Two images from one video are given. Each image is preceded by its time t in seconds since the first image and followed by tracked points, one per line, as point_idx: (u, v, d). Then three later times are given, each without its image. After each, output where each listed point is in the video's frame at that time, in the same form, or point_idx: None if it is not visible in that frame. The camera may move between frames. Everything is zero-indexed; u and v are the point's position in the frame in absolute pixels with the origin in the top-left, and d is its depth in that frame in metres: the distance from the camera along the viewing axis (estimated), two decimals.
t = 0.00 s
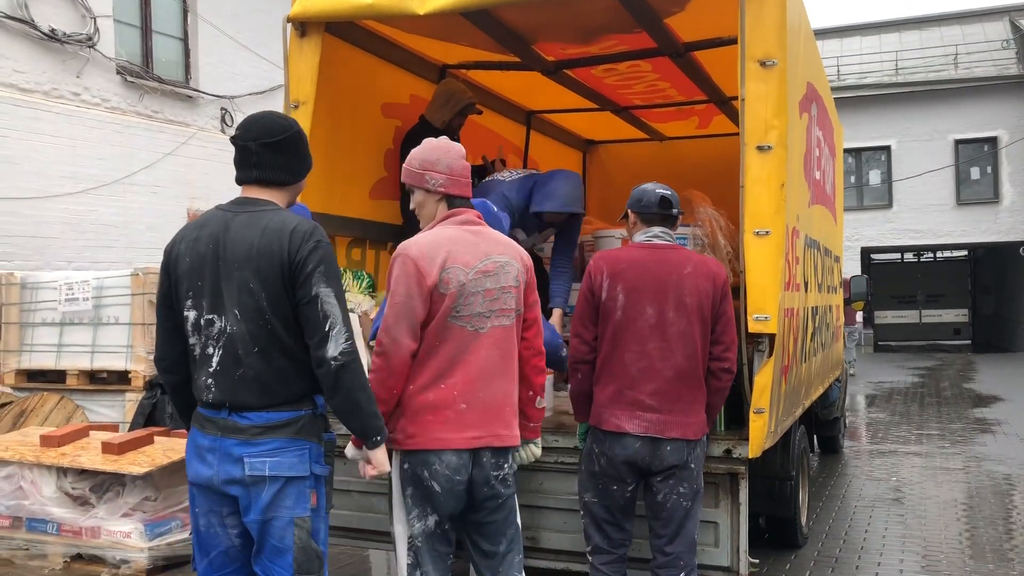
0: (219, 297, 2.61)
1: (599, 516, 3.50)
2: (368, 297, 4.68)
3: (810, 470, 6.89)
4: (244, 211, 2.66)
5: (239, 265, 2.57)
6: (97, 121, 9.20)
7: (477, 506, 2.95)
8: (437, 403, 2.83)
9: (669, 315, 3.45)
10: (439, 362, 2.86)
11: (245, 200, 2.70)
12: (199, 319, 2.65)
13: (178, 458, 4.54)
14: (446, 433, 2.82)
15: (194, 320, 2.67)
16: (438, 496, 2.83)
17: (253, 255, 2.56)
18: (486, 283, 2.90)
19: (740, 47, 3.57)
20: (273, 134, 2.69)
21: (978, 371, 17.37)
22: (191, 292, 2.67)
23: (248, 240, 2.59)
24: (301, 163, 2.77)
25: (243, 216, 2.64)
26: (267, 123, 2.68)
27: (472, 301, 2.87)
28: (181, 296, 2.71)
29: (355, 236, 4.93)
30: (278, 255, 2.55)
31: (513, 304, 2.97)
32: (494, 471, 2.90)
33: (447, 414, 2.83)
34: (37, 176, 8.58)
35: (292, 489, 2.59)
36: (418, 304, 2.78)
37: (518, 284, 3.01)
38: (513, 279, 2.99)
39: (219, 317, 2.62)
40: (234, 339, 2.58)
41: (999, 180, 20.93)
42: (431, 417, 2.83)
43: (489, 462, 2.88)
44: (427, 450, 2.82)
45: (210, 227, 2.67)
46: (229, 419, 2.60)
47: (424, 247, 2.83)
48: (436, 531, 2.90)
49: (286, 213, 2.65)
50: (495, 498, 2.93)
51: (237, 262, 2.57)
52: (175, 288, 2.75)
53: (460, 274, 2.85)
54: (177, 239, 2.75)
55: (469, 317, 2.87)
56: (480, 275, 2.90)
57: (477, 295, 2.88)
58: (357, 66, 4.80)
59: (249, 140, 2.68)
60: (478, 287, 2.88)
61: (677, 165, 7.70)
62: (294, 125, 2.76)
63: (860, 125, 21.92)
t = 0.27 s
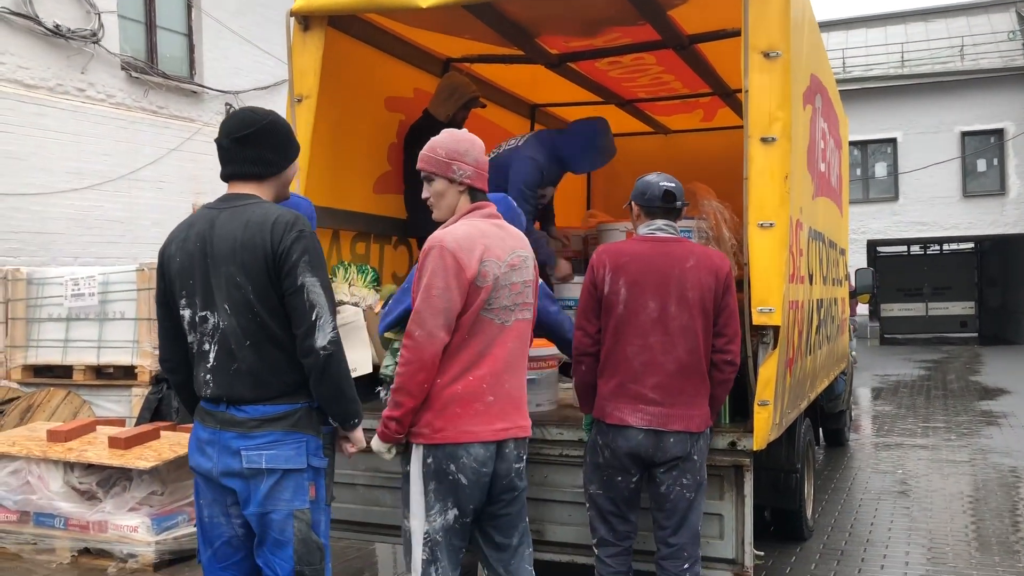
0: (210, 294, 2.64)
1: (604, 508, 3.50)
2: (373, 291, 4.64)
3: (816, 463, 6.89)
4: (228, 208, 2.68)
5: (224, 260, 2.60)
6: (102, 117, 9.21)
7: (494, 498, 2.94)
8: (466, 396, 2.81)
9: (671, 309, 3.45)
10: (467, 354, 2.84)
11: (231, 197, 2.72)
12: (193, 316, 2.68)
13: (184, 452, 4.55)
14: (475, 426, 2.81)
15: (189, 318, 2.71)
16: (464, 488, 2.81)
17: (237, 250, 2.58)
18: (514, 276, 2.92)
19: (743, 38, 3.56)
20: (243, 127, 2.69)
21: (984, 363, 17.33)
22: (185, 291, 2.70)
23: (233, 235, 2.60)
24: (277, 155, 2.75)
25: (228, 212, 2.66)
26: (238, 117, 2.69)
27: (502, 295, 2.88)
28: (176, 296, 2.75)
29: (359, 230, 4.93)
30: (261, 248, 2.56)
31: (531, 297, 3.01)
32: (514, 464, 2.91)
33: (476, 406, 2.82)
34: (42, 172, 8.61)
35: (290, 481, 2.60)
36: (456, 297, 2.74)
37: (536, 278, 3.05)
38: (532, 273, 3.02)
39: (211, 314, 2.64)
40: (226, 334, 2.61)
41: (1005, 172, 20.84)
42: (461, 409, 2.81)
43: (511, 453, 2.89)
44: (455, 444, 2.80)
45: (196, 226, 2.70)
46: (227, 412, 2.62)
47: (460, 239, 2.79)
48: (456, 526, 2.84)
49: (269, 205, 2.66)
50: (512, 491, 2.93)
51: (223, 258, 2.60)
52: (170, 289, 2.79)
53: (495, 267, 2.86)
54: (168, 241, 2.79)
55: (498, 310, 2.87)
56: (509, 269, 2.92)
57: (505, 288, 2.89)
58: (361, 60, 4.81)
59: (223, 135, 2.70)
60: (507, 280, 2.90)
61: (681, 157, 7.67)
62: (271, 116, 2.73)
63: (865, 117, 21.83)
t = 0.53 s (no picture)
0: (198, 287, 2.64)
1: (601, 499, 3.52)
2: (371, 284, 4.67)
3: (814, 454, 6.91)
4: (215, 201, 2.69)
5: (210, 254, 2.60)
6: (99, 110, 9.20)
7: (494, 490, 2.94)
8: (469, 389, 2.81)
9: (664, 302, 3.45)
10: (470, 347, 2.83)
11: (221, 190, 2.72)
12: (183, 310, 2.69)
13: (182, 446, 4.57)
14: (479, 418, 2.81)
15: (179, 312, 2.72)
16: (468, 481, 2.81)
17: (223, 243, 2.58)
18: (516, 269, 2.92)
19: (739, 29, 3.57)
20: (231, 120, 2.70)
21: (982, 354, 17.36)
22: (174, 286, 2.71)
23: (218, 228, 2.61)
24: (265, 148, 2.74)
25: (215, 205, 2.67)
26: (227, 111, 2.71)
27: (505, 288, 2.88)
28: (167, 291, 2.77)
29: (356, 223, 4.93)
30: (245, 240, 2.57)
31: (532, 290, 3.02)
32: (516, 456, 2.91)
33: (479, 399, 2.82)
34: (39, 166, 8.59)
35: (280, 474, 2.60)
36: (461, 292, 2.73)
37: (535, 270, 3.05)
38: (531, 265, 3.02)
39: (200, 307, 2.65)
40: (214, 327, 2.62)
41: (1002, 163, 20.84)
42: (465, 402, 2.80)
43: (513, 445, 2.90)
44: (461, 436, 2.80)
45: (185, 221, 2.71)
46: (217, 405, 2.63)
47: (465, 233, 2.77)
48: (457, 519, 2.84)
49: (254, 197, 2.66)
50: (513, 483, 2.94)
51: (208, 251, 2.60)
52: (161, 285, 2.80)
53: (501, 261, 2.85)
54: (158, 237, 2.80)
55: (502, 303, 2.87)
56: (512, 262, 2.91)
57: (509, 281, 2.89)
58: (357, 52, 4.80)
59: (213, 129, 2.72)
60: (510, 273, 2.90)
61: (681, 148, 7.65)
62: (260, 112, 2.74)
63: (863, 108, 21.81)
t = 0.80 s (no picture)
0: (188, 277, 2.64)
1: (594, 489, 3.52)
2: (364, 275, 4.72)
3: (807, 444, 6.94)
4: (205, 192, 2.68)
5: (200, 244, 2.60)
6: (91, 102, 9.16)
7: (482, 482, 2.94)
8: (455, 380, 2.80)
9: (656, 292, 3.46)
10: (457, 339, 2.83)
11: (212, 181, 2.72)
12: (173, 300, 2.69)
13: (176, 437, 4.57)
14: (465, 410, 2.80)
15: (169, 302, 2.71)
16: (454, 473, 2.81)
17: (213, 233, 2.58)
18: (502, 260, 2.91)
19: (732, 20, 3.57)
20: (237, 110, 2.70)
21: (975, 345, 17.41)
22: (165, 276, 2.71)
23: (208, 218, 2.60)
24: (266, 143, 2.76)
25: (205, 195, 2.66)
26: (234, 101, 2.70)
27: (491, 280, 2.87)
28: (157, 281, 2.76)
29: (349, 215, 4.92)
30: (235, 230, 2.56)
31: (521, 281, 3.01)
32: (503, 448, 2.91)
33: (465, 391, 2.81)
34: (31, 158, 8.56)
35: (270, 464, 2.60)
36: (445, 285, 2.72)
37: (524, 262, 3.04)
38: (520, 257, 3.01)
39: (190, 297, 2.64)
40: (203, 317, 2.61)
41: (996, 153, 20.86)
42: (450, 394, 2.80)
43: (500, 437, 2.89)
44: (446, 428, 2.80)
45: (175, 211, 2.70)
46: (207, 396, 2.63)
47: (449, 226, 2.75)
48: (445, 509, 2.85)
49: (245, 188, 2.65)
50: (502, 475, 2.94)
51: (199, 242, 2.60)
52: (152, 274, 2.79)
53: (485, 253, 2.84)
54: (149, 227, 2.79)
55: (488, 295, 2.87)
56: (498, 254, 2.90)
57: (495, 273, 2.88)
58: (350, 43, 4.78)
59: (215, 115, 2.71)
60: (496, 265, 2.89)
61: (675, 139, 7.65)
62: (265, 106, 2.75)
63: (857, 99, 21.81)
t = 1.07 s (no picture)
0: (176, 270, 2.63)
1: (584, 480, 3.53)
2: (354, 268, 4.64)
3: (797, 436, 6.97)
4: (195, 183, 2.67)
5: (190, 236, 2.59)
6: (79, 94, 9.10)
7: (467, 475, 2.93)
8: (433, 373, 2.79)
9: (647, 284, 3.46)
10: (436, 331, 2.81)
11: (201, 173, 2.70)
12: (160, 292, 2.68)
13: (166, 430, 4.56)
14: (443, 402, 2.79)
15: (156, 293, 2.70)
16: (433, 466, 2.81)
17: (204, 225, 2.57)
18: (482, 252, 2.88)
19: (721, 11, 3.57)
20: (233, 102, 2.71)
21: (964, 336, 17.50)
22: (152, 267, 2.70)
23: (199, 210, 2.59)
24: (259, 137, 2.76)
25: (195, 187, 2.65)
26: (231, 93, 2.72)
27: (469, 272, 2.84)
28: (144, 272, 2.75)
29: (339, 207, 4.91)
30: (226, 223, 2.56)
31: (504, 273, 2.99)
32: (485, 441, 2.89)
33: (443, 383, 2.80)
34: (18, 151, 8.51)
35: (259, 457, 2.60)
36: (418, 278, 2.70)
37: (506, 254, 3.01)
38: (502, 248, 2.99)
39: (178, 289, 2.64)
40: (192, 309, 2.61)
41: (985, 145, 20.93)
42: (428, 387, 2.79)
43: (481, 431, 2.87)
44: (423, 421, 2.78)
45: (164, 202, 2.69)
46: (194, 388, 2.62)
47: (422, 218, 2.74)
48: (426, 501, 2.85)
49: (235, 180, 2.65)
50: (486, 469, 2.92)
51: (189, 234, 2.59)
52: (139, 265, 2.78)
53: (460, 244, 2.81)
54: (137, 217, 2.78)
55: (466, 287, 2.84)
56: (476, 245, 2.88)
57: (473, 265, 2.85)
58: (339, 35, 4.77)
59: (210, 106, 2.71)
60: (474, 257, 2.87)
61: (665, 131, 7.66)
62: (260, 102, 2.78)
63: (848, 91, 21.85)
